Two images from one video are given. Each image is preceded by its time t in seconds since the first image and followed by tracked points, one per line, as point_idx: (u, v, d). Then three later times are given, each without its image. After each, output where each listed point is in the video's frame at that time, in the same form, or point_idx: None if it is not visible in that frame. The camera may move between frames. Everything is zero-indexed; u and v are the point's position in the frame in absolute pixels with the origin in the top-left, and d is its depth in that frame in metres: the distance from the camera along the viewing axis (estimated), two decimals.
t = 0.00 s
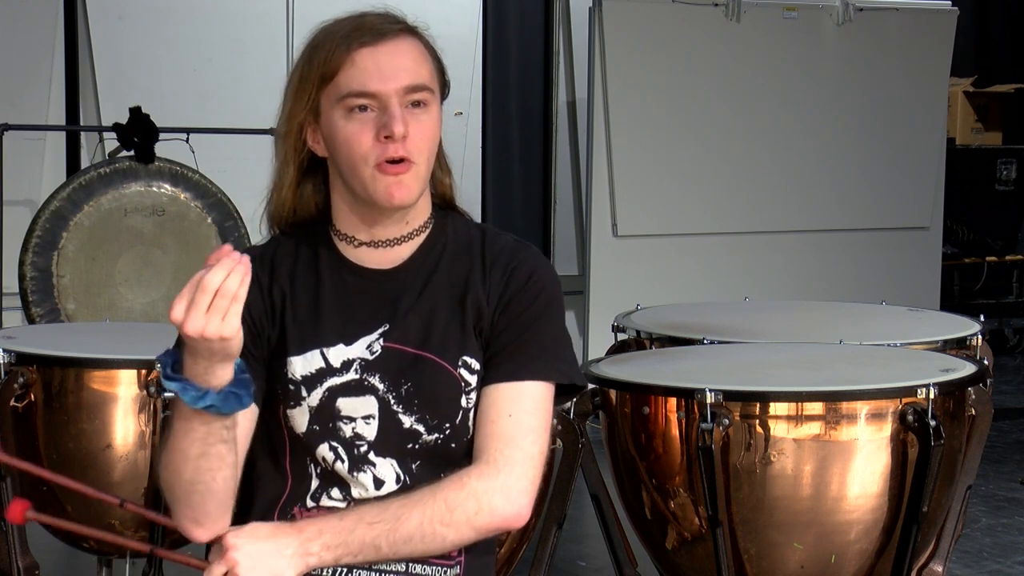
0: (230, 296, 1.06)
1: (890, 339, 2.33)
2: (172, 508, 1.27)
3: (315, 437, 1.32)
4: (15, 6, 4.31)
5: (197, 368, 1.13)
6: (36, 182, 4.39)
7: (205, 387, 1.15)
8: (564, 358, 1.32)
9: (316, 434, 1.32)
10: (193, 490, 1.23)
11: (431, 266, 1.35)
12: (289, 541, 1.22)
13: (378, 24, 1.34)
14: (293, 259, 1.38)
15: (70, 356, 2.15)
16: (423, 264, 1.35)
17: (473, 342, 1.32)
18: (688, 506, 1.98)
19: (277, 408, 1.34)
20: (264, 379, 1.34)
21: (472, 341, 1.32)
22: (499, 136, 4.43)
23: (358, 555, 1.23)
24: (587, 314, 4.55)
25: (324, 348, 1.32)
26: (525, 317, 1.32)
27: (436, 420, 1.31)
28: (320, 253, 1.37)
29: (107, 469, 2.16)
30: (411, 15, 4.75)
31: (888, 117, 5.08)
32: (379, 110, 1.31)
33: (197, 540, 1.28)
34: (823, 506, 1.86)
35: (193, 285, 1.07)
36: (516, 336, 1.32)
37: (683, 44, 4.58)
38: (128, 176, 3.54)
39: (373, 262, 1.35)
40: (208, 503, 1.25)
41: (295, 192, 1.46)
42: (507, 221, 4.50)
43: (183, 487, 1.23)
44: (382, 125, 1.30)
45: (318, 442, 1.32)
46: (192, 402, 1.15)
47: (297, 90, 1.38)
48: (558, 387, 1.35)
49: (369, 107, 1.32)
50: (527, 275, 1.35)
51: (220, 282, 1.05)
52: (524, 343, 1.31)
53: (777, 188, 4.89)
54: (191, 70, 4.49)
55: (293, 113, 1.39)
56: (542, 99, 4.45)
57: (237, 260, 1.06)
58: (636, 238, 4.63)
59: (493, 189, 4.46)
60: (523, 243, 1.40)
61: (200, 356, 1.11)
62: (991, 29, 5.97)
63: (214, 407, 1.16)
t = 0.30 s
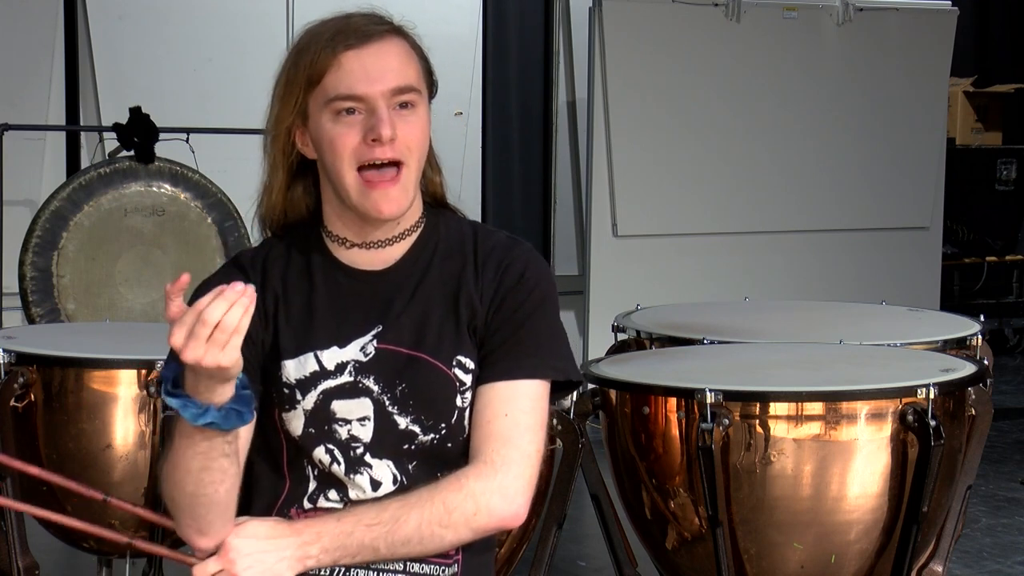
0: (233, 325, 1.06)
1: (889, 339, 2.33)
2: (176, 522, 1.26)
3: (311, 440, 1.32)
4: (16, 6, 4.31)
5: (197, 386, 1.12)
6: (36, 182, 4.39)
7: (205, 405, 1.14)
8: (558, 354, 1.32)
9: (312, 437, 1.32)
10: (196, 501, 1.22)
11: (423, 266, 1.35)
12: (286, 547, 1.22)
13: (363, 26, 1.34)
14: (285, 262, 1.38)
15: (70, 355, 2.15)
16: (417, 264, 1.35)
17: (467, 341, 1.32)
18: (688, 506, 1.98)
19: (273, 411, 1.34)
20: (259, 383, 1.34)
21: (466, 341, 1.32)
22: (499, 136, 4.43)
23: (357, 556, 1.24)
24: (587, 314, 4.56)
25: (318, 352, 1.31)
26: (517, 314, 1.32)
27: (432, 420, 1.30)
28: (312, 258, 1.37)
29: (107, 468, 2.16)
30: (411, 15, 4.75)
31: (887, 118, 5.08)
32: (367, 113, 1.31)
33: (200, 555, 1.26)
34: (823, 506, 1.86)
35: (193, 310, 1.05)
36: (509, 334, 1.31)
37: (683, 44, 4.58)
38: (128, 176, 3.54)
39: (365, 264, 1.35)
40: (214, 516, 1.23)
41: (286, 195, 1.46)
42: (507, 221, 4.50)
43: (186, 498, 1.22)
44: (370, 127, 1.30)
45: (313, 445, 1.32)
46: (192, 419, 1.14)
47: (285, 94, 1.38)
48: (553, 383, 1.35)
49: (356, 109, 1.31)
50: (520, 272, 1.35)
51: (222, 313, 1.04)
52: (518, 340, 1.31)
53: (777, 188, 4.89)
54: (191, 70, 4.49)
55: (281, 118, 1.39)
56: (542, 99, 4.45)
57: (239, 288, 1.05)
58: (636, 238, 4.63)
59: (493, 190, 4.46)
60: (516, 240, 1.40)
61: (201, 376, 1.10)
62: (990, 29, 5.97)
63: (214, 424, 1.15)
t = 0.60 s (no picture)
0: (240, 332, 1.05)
1: (890, 339, 2.33)
2: (173, 519, 1.26)
3: (310, 440, 1.32)
4: (16, 6, 4.30)
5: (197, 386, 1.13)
6: (37, 182, 4.39)
7: (206, 405, 1.15)
8: (557, 351, 1.31)
9: (311, 438, 1.32)
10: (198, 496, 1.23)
11: (420, 266, 1.35)
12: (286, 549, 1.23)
13: (358, 26, 1.34)
14: (283, 262, 1.38)
15: (70, 356, 2.15)
16: (414, 263, 1.35)
17: (465, 341, 1.32)
18: (687, 506, 1.98)
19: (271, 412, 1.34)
20: (258, 383, 1.34)
21: (464, 340, 1.32)
22: (499, 136, 4.43)
23: (357, 556, 1.24)
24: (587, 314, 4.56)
25: (316, 353, 1.31)
26: (514, 312, 1.32)
27: (430, 420, 1.30)
28: (309, 259, 1.37)
29: (107, 468, 2.16)
30: (411, 14, 4.75)
31: (887, 117, 5.08)
32: (361, 113, 1.31)
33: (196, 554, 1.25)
34: (823, 506, 1.86)
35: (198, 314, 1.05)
36: (507, 333, 1.31)
37: (683, 44, 4.58)
38: (128, 176, 3.54)
39: (362, 264, 1.35)
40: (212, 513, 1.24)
41: (283, 195, 1.46)
42: (507, 221, 4.50)
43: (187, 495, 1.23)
44: (364, 127, 1.30)
45: (313, 445, 1.32)
46: (193, 417, 1.15)
47: (280, 94, 1.38)
48: (553, 381, 1.35)
49: (351, 109, 1.31)
50: (518, 271, 1.35)
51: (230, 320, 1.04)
52: (516, 338, 1.30)
53: (777, 189, 4.89)
54: (191, 70, 4.49)
55: (277, 118, 1.39)
56: (542, 99, 4.45)
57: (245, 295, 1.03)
58: (636, 238, 4.63)
59: (493, 190, 4.46)
60: (513, 238, 1.40)
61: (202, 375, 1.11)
62: (990, 29, 5.97)
63: (215, 423, 1.16)
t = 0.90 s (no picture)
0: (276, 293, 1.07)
1: (889, 339, 2.33)
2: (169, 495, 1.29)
3: (313, 437, 1.32)
4: (16, 6, 4.31)
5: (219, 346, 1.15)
6: (36, 182, 4.39)
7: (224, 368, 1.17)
8: (563, 343, 1.31)
9: (315, 435, 1.32)
10: (206, 479, 1.26)
11: (423, 264, 1.35)
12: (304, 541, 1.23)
13: (360, 26, 1.34)
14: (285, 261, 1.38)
15: (70, 356, 2.15)
16: (417, 260, 1.35)
17: (469, 338, 1.32)
18: (688, 506, 1.98)
19: (275, 411, 1.34)
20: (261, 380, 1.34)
21: (467, 337, 1.32)
22: (499, 136, 4.42)
23: (379, 547, 1.24)
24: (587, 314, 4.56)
25: (319, 350, 1.31)
26: (517, 308, 1.32)
27: (434, 417, 1.30)
28: (313, 257, 1.37)
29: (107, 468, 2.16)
30: (411, 14, 4.75)
31: (887, 117, 5.08)
32: (363, 112, 1.31)
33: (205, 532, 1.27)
34: (823, 506, 1.86)
35: (237, 270, 1.07)
36: (509, 329, 1.31)
37: (684, 44, 4.58)
38: (128, 176, 3.54)
39: (365, 262, 1.35)
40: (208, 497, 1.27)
41: (286, 194, 1.46)
42: (507, 221, 4.50)
43: (193, 475, 1.25)
44: (366, 127, 1.30)
45: (316, 443, 1.32)
46: (208, 379, 1.18)
47: (281, 95, 1.38)
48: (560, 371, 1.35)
49: (352, 109, 1.31)
50: (520, 265, 1.35)
51: (269, 277, 1.06)
52: (519, 333, 1.30)
53: (778, 188, 4.89)
54: (191, 70, 4.49)
55: (279, 118, 1.39)
56: (542, 99, 4.45)
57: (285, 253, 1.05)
58: (636, 238, 4.63)
59: (493, 190, 4.46)
60: (515, 233, 1.40)
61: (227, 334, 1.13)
62: (991, 29, 5.97)
63: (228, 390, 1.18)
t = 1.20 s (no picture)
0: (372, 237, 1.06)
1: (889, 339, 2.33)
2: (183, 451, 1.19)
3: (314, 434, 1.31)
4: (15, 6, 4.31)
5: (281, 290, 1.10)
6: (36, 182, 4.39)
7: (280, 322, 1.11)
8: (564, 346, 1.31)
9: (316, 431, 1.31)
10: (224, 437, 1.17)
11: (427, 264, 1.35)
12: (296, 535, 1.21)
13: (364, 25, 1.34)
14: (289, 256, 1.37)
15: (70, 355, 2.15)
16: (421, 258, 1.36)
17: (472, 337, 1.32)
18: (688, 506, 1.98)
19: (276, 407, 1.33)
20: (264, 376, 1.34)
21: (470, 337, 1.32)
22: (499, 136, 4.42)
23: (371, 546, 1.24)
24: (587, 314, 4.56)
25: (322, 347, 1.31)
26: (520, 309, 1.32)
27: (435, 416, 1.30)
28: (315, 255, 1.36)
29: (107, 468, 2.16)
30: (410, 14, 4.75)
31: (888, 117, 5.08)
32: (366, 111, 1.31)
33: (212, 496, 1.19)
34: (823, 506, 1.86)
35: (332, 215, 1.05)
36: (513, 329, 1.31)
37: (683, 44, 4.58)
38: (128, 176, 3.54)
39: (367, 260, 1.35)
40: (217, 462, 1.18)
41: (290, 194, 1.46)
42: (507, 220, 4.50)
43: (212, 429, 1.17)
44: (368, 125, 1.29)
45: (317, 439, 1.31)
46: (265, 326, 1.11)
47: (285, 94, 1.38)
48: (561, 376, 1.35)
49: (356, 107, 1.31)
50: (523, 266, 1.35)
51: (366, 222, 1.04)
52: (521, 334, 1.30)
53: (778, 189, 4.89)
54: (191, 70, 4.49)
55: (283, 117, 1.39)
56: (542, 99, 4.45)
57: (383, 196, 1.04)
58: (636, 238, 4.63)
59: (493, 190, 4.45)
60: (518, 235, 1.40)
61: (295, 282, 1.08)
62: (990, 29, 5.97)
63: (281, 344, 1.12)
